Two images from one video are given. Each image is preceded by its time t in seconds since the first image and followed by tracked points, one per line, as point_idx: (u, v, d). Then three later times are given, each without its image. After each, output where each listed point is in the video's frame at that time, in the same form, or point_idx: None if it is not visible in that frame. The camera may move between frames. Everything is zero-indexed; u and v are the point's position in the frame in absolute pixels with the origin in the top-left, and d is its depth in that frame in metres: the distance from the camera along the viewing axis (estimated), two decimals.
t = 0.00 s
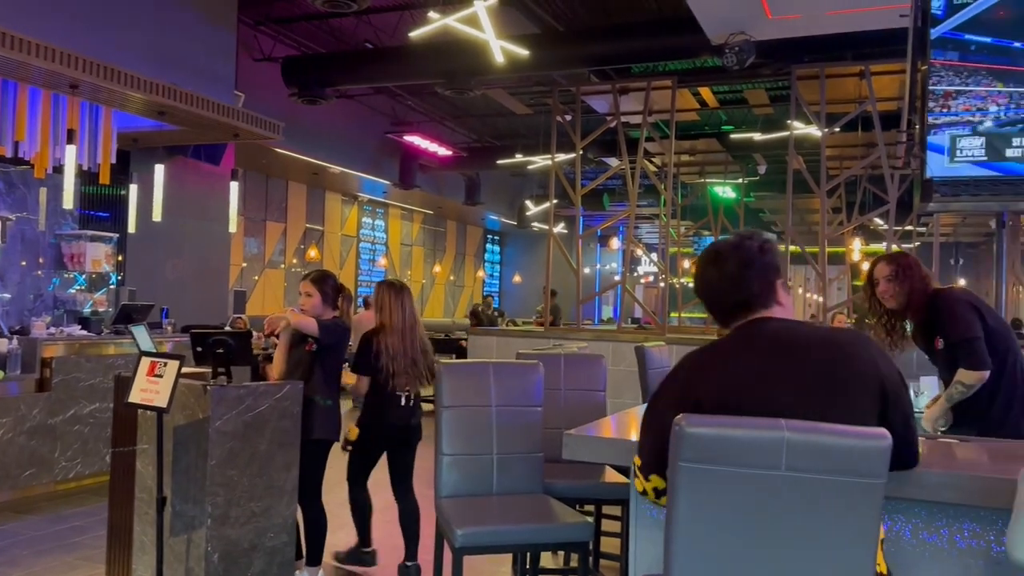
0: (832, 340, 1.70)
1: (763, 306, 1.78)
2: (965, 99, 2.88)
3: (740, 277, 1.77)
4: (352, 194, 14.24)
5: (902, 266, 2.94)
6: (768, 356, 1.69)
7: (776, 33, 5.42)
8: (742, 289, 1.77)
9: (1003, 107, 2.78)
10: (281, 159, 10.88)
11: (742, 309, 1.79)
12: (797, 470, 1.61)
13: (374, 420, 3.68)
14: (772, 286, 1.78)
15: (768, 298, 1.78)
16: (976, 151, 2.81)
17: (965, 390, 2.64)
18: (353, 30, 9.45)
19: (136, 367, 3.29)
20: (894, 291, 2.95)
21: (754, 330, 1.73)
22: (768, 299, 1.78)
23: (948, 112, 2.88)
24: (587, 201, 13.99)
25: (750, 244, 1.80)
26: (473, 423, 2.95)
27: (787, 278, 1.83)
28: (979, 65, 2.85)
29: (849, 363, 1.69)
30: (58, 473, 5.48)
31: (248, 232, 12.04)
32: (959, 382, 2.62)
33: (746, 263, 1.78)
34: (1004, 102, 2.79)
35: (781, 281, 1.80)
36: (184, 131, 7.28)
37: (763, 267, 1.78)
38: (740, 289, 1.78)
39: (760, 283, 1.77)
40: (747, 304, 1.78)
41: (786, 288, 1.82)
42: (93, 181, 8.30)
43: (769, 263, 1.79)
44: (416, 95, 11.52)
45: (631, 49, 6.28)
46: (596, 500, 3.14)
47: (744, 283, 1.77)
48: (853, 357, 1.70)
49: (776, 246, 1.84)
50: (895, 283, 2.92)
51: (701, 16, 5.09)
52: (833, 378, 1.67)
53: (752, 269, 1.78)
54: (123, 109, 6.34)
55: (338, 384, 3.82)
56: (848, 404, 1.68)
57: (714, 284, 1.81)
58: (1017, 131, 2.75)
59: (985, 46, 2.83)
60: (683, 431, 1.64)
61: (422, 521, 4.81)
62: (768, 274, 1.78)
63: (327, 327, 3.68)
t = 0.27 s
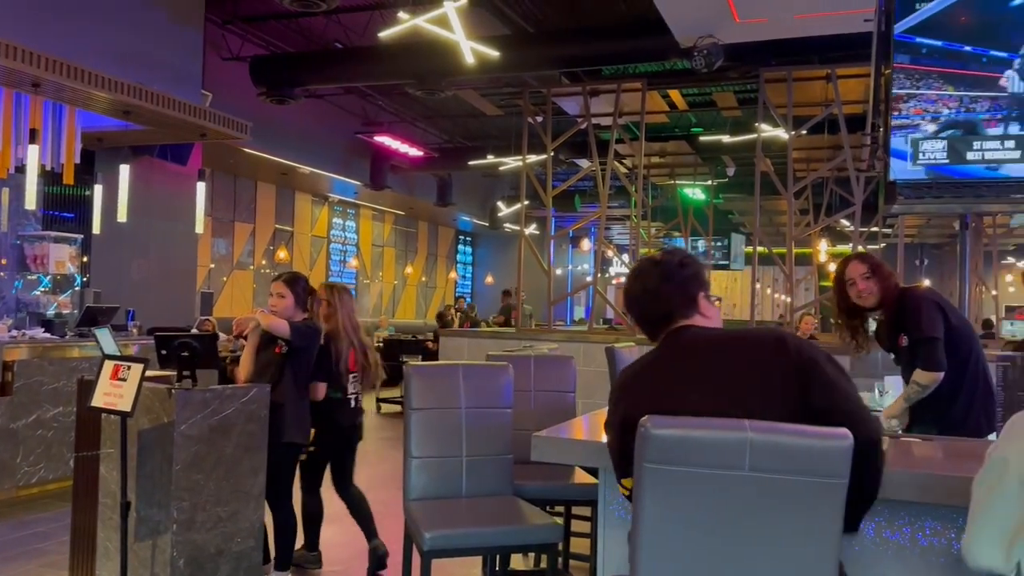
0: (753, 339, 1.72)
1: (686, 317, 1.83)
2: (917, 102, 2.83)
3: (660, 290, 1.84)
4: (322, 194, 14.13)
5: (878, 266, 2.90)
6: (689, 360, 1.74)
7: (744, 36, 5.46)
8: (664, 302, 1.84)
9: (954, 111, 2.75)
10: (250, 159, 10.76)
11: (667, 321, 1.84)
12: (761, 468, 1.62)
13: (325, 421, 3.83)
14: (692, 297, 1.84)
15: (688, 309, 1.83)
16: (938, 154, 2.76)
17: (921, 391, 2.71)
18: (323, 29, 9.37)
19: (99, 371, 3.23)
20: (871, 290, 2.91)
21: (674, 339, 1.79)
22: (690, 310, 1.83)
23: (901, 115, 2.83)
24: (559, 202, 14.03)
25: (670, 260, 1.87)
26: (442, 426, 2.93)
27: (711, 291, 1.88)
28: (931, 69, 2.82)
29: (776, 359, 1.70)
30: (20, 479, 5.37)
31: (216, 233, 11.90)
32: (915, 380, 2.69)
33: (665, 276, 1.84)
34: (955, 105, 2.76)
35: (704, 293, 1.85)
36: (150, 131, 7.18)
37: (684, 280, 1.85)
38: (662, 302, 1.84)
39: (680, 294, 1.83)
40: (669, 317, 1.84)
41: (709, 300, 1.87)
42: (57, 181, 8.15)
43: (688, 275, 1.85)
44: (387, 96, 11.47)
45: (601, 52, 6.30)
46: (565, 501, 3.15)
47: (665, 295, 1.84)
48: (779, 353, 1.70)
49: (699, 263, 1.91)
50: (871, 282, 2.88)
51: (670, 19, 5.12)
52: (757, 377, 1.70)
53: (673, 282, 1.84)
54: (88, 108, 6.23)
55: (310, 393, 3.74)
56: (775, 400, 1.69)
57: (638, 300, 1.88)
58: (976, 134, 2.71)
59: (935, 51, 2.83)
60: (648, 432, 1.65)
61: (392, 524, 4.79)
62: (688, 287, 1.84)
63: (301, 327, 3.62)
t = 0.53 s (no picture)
0: (671, 343, 1.78)
1: (620, 326, 1.90)
2: (862, 110, 2.96)
3: (594, 301, 1.92)
4: (287, 195, 13.99)
5: (831, 275, 2.99)
6: (612, 365, 1.82)
7: (708, 40, 5.51)
8: (598, 312, 1.92)
9: (900, 118, 2.88)
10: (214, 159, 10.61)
11: (601, 331, 1.92)
12: (718, 470, 1.64)
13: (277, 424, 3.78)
14: (625, 307, 1.91)
15: (622, 319, 1.90)
16: (895, 157, 2.83)
17: (867, 386, 2.74)
18: (287, 28, 9.27)
19: (53, 375, 3.16)
20: (827, 299, 2.99)
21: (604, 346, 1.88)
22: (623, 319, 1.90)
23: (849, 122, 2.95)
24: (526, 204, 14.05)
25: (606, 274, 1.95)
26: (403, 430, 2.91)
27: (648, 302, 1.94)
28: (876, 76, 2.96)
29: (690, 361, 1.76)
30: None
31: (177, 234, 11.73)
32: (860, 377, 2.74)
33: (599, 288, 1.92)
34: (900, 113, 2.90)
35: (638, 304, 1.92)
36: (110, 129, 7.04)
37: (617, 292, 1.92)
38: (597, 313, 1.92)
39: (613, 304, 1.91)
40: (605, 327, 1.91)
41: (645, 310, 1.94)
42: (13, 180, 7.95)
43: (621, 286, 1.93)
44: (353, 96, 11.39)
45: (567, 54, 6.32)
46: (527, 503, 3.15)
47: (598, 305, 1.92)
48: (696, 355, 1.76)
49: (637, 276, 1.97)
50: (825, 290, 2.97)
51: (635, 22, 5.15)
52: (673, 378, 1.76)
53: (607, 293, 1.92)
54: (44, 106, 6.09)
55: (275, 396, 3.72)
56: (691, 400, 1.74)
57: (576, 311, 1.96)
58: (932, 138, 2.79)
59: (883, 63, 2.96)
60: (606, 435, 1.67)
61: (355, 528, 4.75)
62: (622, 298, 1.91)
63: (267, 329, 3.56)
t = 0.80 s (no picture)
0: (611, 341, 1.82)
1: (563, 329, 1.94)
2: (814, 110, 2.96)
3: (537, 307, 1.97)
4: (255, 194, 13.84)
5: (791, 277, 3.03)
6: (559, 364, 1.85)
7: (675, 41, 5.54)
8: (542, 316, 1.96)
9: (853, 119, 2.87)
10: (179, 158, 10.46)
11: (547, 333, 1.95)
12: (677, 470, 1.65)
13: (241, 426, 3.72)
14: (568, 309, 1.95)
15: (565, 321, 1.95)
16: (855, 159, 2.80)
17: (823, 387, 2.80)
18: (254, 26, 9.17)
19: (8, 378, 3.08)
20: (787, 301, 3.03)
21: (549, 348, 1.92)
22: (567, 322, 1.95)
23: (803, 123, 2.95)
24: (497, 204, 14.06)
25: (549, 280, 2.02)
26: (367, 432, 2.89)
27: (592, 304, 1.99)
28: (830, 77, 2.97)
29: (631, 357, 1.79)
30: None
31: (142, 233, 11.56)
32: (815, 378, 2.79)
33: (542, 292, 1.98)
34: (852, 113, 2.89)
35: (581, 307, 1.96)
36: (72, 128, 6.91)
37: (560, 296, 1.97)
38: (541, 317, 1.97)
39: (556, 308, 1.96)
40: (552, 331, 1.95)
41: (590, 313, 1.99)
42: None
43: (565, 289, 1.98)
44: (321, 94, 11.31)
45: (536, 54, 6.32)
46: (492, 504, 3.14)
47: (542, 308, 1.97)
48: (636, 350, 1.79)
49: (581, 281, 2.02)
50: (785, 293, 3.02)
51: (603, 24, 5.16)
52: (614, 374, 1.78)
53: (550, 298, 1.97)
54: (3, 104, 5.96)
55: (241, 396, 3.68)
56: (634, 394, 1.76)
57: (522, 317, 2.01)
58: (890, 139, 2.77)
59: (835, 68, 2.97)
60: (565, 436, 1.67)
61: (322, 530, 4.71)
62: (564, 301, 1.97)
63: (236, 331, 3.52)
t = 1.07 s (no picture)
0: (564, 345, 1.86)
1: (519, 326, 1.96)
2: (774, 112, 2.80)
3: (495, 303, 1.99)
4: (224, 192, 13.70)
5: (752, 276, 3.07)
6: (518, 363, 1.87)
7: (644, 42, 5.58)
8: (499, 313, 1.98)
9: (815, 120, 2.72)
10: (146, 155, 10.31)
11: (505, 331, 1.97)
12: (641, 467, 1.65)
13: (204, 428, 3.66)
14: (527, 308, 1.97)
15: (523, 319, 1.96)
16: (821, 160, 2.70)
17: (791, 386, 2.80)
18: (223, 22, 9.07)
19: None
20: (748, 302, 3.10)
21: (504, 348, 1.94)
22: (524, 319, 1.96)
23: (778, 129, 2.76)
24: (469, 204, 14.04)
25: (507, 277, 2.02)
26: (332, 432, 2.87)
27: (550, 302, 2.00)
28: (790, 78, 2.80)
29: (587, 359, 1.84)
30: None
31: (108, 232, 11.39)
32: (782, 377, 2.80)
33: (501, 290, 1.99)
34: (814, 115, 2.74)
35: (539, 304, 1.98)
36: (35, 124, 6.79)
37: (517, 292, 1.99)
38: (498, 314, 1.98)
39: (513, 305, 1.97)
40: (510, 330, 1.96)
41: (548, 311, 2.00)
42: None
43: (524, 287, 2.00)
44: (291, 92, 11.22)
45: (507, 54, 6.31)
46: (459, 504, 3.13)
47: (500, 307, 1.98)
48: (589, 356, 1.84)
49: (540, 280, 2.04)
50: (747, 293, 3.05)
51: (571, 24, 5.18)
52: (569, 377, 1.82)
53: (508, 295, 1.99)
54: None
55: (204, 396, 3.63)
56: (586, 398, 1.81)
57: (479, 314, 2.02)
58: (853, 138, 2.66)
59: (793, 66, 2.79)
60: (527, 434, 1.65)
61: (289, 531, 4.67)
62: (522, 298, 1.98)
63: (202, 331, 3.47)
